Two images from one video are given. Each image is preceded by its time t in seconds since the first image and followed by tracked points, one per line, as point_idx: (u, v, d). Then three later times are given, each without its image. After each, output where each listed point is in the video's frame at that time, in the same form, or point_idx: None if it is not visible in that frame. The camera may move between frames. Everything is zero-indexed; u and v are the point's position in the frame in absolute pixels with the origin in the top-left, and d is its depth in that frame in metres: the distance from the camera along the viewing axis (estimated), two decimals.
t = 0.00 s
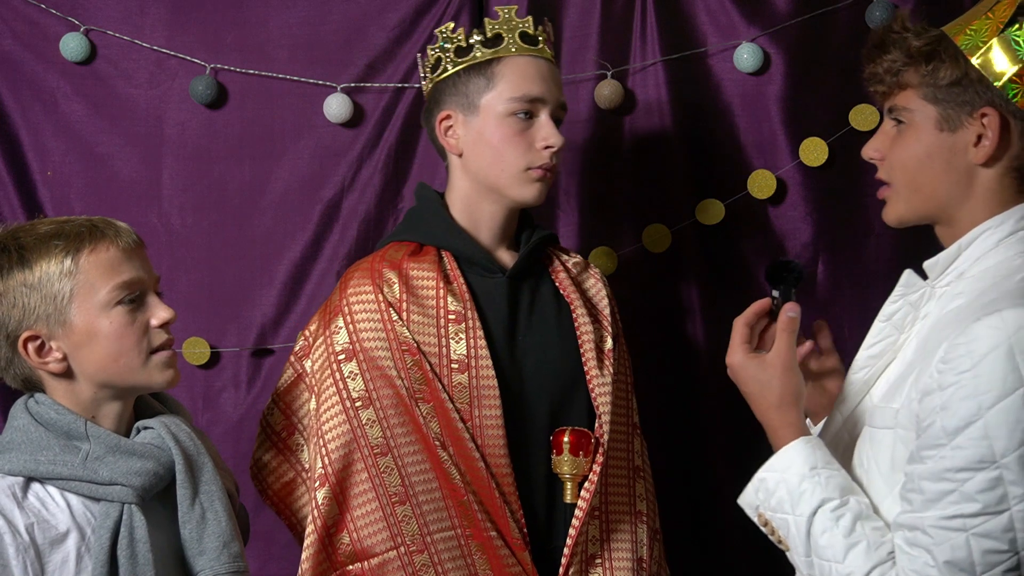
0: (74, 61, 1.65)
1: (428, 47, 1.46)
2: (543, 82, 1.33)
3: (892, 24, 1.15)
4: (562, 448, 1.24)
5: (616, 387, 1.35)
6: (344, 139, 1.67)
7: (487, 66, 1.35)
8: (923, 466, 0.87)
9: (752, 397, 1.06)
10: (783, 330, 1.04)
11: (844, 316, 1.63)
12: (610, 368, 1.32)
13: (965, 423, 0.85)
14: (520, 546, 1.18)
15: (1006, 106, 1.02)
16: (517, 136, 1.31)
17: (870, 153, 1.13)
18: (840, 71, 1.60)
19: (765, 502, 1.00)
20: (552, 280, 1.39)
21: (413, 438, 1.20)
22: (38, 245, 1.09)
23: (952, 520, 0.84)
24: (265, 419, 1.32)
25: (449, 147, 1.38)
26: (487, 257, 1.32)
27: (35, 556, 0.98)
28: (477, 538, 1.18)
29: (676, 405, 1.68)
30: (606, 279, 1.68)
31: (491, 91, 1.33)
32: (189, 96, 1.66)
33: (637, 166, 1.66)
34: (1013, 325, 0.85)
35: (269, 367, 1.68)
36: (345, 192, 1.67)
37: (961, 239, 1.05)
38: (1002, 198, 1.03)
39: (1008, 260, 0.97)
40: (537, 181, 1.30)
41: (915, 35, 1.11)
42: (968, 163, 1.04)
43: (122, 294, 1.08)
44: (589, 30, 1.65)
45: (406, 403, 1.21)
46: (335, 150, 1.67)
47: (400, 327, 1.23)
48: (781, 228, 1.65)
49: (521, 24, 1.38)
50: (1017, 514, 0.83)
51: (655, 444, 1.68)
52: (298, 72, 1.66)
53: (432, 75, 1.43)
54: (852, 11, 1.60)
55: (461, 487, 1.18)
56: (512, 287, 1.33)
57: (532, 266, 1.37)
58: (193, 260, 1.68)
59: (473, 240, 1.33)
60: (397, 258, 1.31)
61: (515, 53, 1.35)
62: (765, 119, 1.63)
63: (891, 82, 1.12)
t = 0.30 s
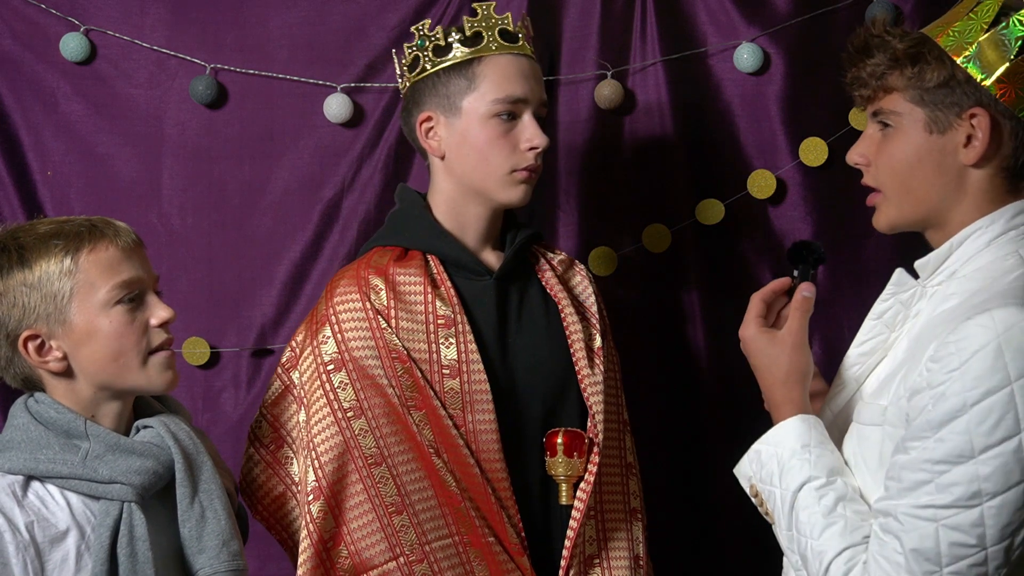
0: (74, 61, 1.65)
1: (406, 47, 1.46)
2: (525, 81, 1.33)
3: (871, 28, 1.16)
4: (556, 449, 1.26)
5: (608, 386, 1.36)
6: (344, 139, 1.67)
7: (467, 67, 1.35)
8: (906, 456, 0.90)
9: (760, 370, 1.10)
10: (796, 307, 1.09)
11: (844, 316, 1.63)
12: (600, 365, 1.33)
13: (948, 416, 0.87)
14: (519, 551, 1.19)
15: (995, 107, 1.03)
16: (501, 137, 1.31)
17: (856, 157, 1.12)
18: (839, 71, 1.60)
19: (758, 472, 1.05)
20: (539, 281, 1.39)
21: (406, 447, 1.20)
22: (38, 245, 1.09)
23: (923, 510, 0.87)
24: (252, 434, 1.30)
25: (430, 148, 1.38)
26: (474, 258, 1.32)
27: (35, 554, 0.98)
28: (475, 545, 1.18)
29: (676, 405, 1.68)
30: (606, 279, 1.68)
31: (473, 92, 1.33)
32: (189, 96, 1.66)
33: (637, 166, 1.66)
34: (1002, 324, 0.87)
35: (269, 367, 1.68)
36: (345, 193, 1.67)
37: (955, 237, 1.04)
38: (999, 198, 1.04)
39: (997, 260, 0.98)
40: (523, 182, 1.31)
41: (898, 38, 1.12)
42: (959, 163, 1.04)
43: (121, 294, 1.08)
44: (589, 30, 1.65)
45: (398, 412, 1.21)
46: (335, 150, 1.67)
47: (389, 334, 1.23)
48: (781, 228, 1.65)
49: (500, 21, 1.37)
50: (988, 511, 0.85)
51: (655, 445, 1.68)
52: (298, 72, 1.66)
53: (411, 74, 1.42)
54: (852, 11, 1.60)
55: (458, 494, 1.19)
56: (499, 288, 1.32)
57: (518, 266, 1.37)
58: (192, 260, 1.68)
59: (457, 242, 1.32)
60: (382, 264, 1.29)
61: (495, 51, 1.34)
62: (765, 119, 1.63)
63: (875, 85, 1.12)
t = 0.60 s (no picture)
0: (74, 61, 1.65)
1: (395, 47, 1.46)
2: (516, 82, 1.33)
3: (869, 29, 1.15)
4: (554, 451, 1.25)
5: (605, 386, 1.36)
6: (344, 139, 1.67)
7: (458, 68, 1.35)
8: (909, 458, 0.90)
9: (764, 372, 1.10)
10: (799, 310, 1.09)
11: (844, 316, 1.63)
12: (597, 364, 1.33)
13: (951, 420, 0.87)
14: (518, 553, 1.19)
15: (993, 108, 1.03)
16: (493, 139, 1.31)
17: (857, 161, 1.13)
18: (840, 71, 1.60)
19: (761, 474, 1.05)
20: (535, 281, 1.38)
21: (405, 451, 1.20)
22: (36, 245, 1.09)
23: (926, 513, 0.87)
24: (250, 438, 1.29)
25: (423, 152, 1.38)
26: (470, 260, 1.32)
27: (35, 553, 0.98)
28: (475, 548, 1.18)
29: (676, 405, 1.67)
30: (606, 279, 1.68)
31: (464, 95, 1.33)
32: (189, 96, 1.66)
33: (637, 166, 1.66)
34: (1006, 327, 0.87)
35: (269, 367, 1.68)
36: (345, 193, 1.67)
37: (959, 238, 1.04)
38: (1001, 198, 1.04)
39: (1001, 262, 0.98)
40: (517, 183, 1.30)
41: (895, 40, 1.10)
42: (958, 166, 1.04)
43: (120, 293, 1.08)
44: (589, 30, 1.65)
45: (397, 415, 1.21)
46: (335, 150, 1.67)
47: (387, 337, 1.23)
48: (781, 228, 1.65)
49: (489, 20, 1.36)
50: (992, 514, 0.85)
51: (655, 444, 1.68)
52: (298, 72, 1.66)
53: (402, 76, 1.42)
54: (852, 11, 1.60)
55: (457, 497, 1.19)
56: (496, 287, 1.33)
57: (516, 266, 1.37)
58: (192, 260, 1.68)
59: (453, 243, 1.33)
60: (380, 266, 1.29)
61: (484, 51, 1.34)
62: (765, 119, 1.63)
63: (873, 88, 1.12)
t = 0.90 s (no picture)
0: (74, 61, 1.65)
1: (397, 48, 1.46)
2: (518, 82, 1.33)
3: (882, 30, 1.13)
4: (553, 453, 1.25)
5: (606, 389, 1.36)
6: (344, 139, 1.67)
7: (460, 69, 1.35)
8: (920, 456, 0.90)
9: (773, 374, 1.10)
10: (807, 311, 1.09)
11: (844, 317, 1.63)
12: (597, 367, 1.33)
13: (962, 417, 0.87)
14: (517, 555, 1.19)
15: (1003, 108, 1.03)
16: (495, 140, 1.31)
17: (870, 161, 1.12)
18: (840, 71, 1.60)
19: (769, 475, 1.05)
20: (535, 284, 1.39)
21: (403, 452, 1.20)
22: (36, 245, 1.09)
23: (937, 511, 0.87)
24: (249, 438, 1.29)
25: (425, 152, 1.37)
26: (471, 261, 1.32)
27: (34, 553, 0.99)
28: (473, 550, 1.18)
29: (676, 405, 1.67)
30: (606, 279, 1.68)
31: (467, 95, 1.33)
32: (189, 96, 1.66)
33: (637, 166, 1.66)
34: (1017, 323, 0.87)
35: (269, 367, 1.68)
36: (345, 193, 1.67)
37: (971, 236, 1.04)
38: (1003, 198, 1.03)
39: (1013, 261, 0.98)
40: (519, 183, 1.30)
41: (907, 40, 1.09)
42: (969, 165, 1.04)
43: (120, 294, 1.08)
44: (589, 30, 1.65)
45: (396, 416, 1.21)
46: (335, 150, 1.67)
47: (387, 338, 1.23)
48: (781, 228, 1.64)
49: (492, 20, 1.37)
50: (1004, 512, 0.85)
51: (655, 444, 1.68)
52: (298, 72, 1.66)
53: (404, 76, 1.42)
54: (852, 11, 1.60)
55: (456, 498, 1.19)
56: (496, 291, 1.32)
57: (516, 269, 1.37)
58: (192, 260, 1.68)
59: (454, 244, 1.32)
60: (380, 266, 1.29)
61: (487, 52, 1.34)
62: (765, 119, 1.63)
63: (885, 89, 1.11)
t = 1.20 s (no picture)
0: (74, 61, 1.65)
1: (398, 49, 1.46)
2: (518, 83, 1.33)
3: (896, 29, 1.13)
4: (553, 454, 1.25)
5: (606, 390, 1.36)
6: (344, 139, 1.67)
7: (461, 69, 1.34)
8: (926, 454, 0.90)
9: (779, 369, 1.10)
10: (815, 305, 1.09)
11: (844, 317, 1.63)
12: (597, 368, 1.33)
13: (967, 414, 0.87)
14: (516, 556, 1.19)
15: (1013, 108, 1.03)
16: (495, 140, 1.31)
17: (883, 162, 1.12)
18: (840, 72, 1.60)
19: (776, 473, 1.05)
20: (535, 285, 1.39)
21: (403, 452, 1.20)
22: (38, 245, 1.09)
23: (942, 508, 0.87)
24: (250, 438, 1.30)
25: (426, 152, 1.37)
26: (470, 261, 1.32)
27: (34, 554, 0.99)
28: (472, 551, 1.18)
29: (676, 404, 1.67)
30: (606, 279, 1.68)
31: (467, 96, 1.33)
32: (189, 96, 1.66)
33: (637, 166, 1.66)
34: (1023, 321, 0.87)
35: (269, 368, 1.68)
36: (345, 193, 1.67)
37: (981, 235, 1.04)
38: (1005, 200, 1.03)
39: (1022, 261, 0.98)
40: (519, 184, 1.30)
41: (919, 40, 1.09)
42: (981, 166, 1.04)
43: (122, 295, 1.08)
44: (589, 30, 1.65)
45: (395, 416, 1.21)
46: (335, 150, 1.67)
47: (386, 339, 1.23)
48: (781, 228, 1.64)
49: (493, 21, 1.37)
50: (1010, 510, 0.85)
51: (655, 444, 1.68)
52: (298, 72, 1.66)
53: (405, 76, 1.42)
54: (852, 11, 1.60)
55: (455, 499, 1.18)
56: (496, 291, 1.32)
57: (516, 269, 1.37)
58: (192, 260, 1.68)
59: (455, 245, 1.32)
60: (379, 266, 1.29)
61: (488, 52, 1.34)
62: (765, 119, 1.63)
63: (896, 90, 1.11)
